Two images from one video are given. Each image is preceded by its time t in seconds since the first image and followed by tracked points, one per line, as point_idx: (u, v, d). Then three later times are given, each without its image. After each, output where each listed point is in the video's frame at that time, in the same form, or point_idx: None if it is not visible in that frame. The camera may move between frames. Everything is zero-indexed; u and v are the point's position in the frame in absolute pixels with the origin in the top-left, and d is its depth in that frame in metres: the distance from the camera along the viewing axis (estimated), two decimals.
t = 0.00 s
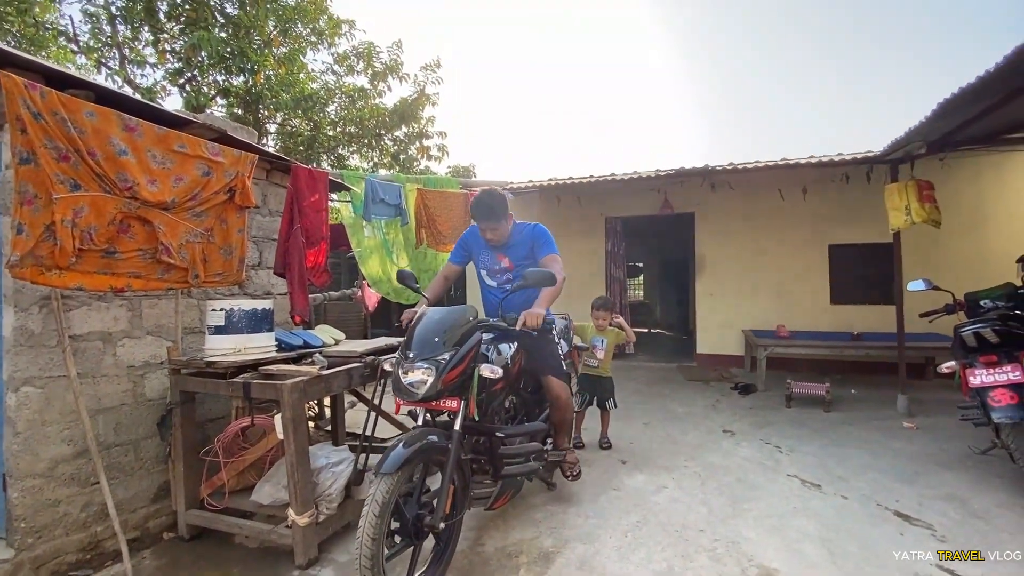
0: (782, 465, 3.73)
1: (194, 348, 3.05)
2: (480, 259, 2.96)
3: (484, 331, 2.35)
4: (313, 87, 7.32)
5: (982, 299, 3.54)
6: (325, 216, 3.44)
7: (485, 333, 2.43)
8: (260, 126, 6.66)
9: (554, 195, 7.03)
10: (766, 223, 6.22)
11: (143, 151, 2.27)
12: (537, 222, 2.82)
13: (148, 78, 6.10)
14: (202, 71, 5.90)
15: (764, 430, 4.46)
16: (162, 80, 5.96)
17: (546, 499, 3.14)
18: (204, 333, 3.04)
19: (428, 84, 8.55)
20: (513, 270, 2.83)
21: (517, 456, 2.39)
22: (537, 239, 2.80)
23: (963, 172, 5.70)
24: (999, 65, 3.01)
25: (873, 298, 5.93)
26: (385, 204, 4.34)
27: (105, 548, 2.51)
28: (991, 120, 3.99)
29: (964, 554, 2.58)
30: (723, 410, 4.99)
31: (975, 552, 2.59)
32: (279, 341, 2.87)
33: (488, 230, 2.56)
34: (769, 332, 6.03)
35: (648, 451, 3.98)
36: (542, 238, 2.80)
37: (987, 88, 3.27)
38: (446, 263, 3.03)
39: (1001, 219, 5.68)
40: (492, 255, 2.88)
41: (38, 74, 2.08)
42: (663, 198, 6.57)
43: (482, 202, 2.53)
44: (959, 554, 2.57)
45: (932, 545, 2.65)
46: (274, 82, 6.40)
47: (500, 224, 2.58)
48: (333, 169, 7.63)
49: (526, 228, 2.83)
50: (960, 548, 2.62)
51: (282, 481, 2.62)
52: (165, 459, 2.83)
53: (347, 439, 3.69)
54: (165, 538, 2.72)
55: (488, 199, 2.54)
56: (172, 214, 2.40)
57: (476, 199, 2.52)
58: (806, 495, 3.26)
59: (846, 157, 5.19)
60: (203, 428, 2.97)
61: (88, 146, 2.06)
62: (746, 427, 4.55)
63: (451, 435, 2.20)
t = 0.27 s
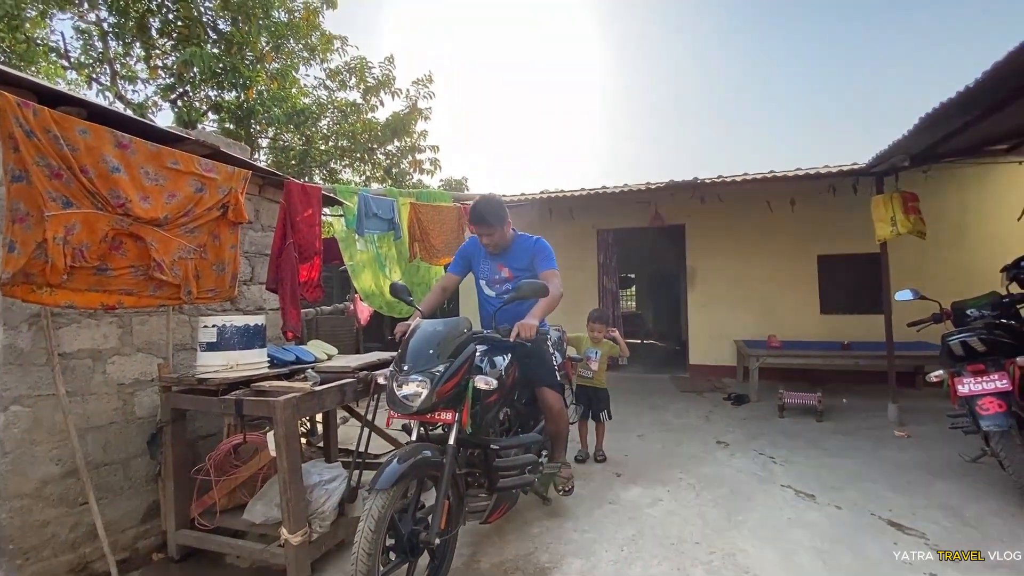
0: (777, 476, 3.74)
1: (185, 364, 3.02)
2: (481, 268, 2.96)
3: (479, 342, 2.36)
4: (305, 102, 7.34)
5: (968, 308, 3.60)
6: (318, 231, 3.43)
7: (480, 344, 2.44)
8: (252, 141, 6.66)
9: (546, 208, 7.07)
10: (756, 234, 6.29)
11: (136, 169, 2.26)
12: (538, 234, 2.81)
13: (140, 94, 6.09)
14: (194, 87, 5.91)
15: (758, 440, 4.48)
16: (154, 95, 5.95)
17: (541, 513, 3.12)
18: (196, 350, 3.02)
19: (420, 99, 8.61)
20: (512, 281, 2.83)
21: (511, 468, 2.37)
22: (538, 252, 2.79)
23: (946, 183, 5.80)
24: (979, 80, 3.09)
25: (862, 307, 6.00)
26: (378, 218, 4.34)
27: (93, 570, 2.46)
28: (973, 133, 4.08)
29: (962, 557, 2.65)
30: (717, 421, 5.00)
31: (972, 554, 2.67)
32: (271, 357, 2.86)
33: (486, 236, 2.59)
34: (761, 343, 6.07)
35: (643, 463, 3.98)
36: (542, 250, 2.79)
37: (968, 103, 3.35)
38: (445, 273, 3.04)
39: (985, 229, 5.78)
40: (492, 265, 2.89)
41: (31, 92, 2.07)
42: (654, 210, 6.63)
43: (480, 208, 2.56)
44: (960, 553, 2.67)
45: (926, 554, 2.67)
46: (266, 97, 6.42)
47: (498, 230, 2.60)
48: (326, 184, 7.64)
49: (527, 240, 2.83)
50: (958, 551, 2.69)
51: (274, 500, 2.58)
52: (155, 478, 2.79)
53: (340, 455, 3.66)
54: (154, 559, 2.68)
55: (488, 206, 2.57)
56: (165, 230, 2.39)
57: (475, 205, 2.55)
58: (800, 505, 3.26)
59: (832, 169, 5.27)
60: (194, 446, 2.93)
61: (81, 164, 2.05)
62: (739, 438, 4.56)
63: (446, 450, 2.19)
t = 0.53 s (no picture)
0: (771, 479, 3.75)
1: (177, 373, 2.99)
2: (481, 270, 2.97)
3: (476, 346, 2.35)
4: (297, 109, 7.35)
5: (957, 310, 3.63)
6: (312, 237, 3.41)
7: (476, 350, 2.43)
8: (244, 148, 6.61)
9: (540, 214, 7.09)
10: (748, 239, 6.33)
11: (128, 176, 2.25)
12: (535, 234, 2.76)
13: (131, 101, 6.07)
14: (186, 94, 5.89)
15: (752, 444, 4.49)
16: (145, 103, 5.93)
17: (537, 520, 3.11)
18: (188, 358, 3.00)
19: (413, 106, 8.63)
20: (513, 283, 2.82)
21: (507, 473, 2.36)
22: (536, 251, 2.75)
23: (934, 188, 5.87)
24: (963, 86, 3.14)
25: (853, 311, 6.05)
26: (372, 225, 4.34)
27: None
28: (958, 139, 4.14)
29: (959, 555, 2.69)
30: (711, 425, 5.02)
31: (970, 554, 2.70)
32: (264, 365, 2.85)
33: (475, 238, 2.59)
34: (754, 347, 6.10)
35: (638, 468, 3.98)
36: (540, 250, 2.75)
37: (953, 108, 3.40)
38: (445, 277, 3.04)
39: (972, 232, 5.85)
40: (491, 266, 2.88)
41: (23, 100, 2.06)
42: (646, 216, 6.68)
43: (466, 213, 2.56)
44: (959, 552, 2.71)
45: (920, 555, 2.68)
46: (259, 105, 6.41)
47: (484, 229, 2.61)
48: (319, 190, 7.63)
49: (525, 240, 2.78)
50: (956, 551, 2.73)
51: (268, 510, 2.55)
52: (146, 488, 2.75)
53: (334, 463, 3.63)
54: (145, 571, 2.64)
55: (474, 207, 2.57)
56: (158, 238, 2.38)
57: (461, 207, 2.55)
58: (795, 508, 3.28)
59: (821, 174, 5.33)
60: (186, 455, 2.90)
61: (72, 171, 2.04)
62: (734, 442, 4.57)
63: (443, 456, 2.17)
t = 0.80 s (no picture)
0: (768, 477, 3.76)
1: (173, 375, 2.98)
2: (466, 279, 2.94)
3: (472, 346, 2.35)
4: (292, 110, 7.32)
5: (952, 308, 3.65)
6: (308, 238, 3.42)
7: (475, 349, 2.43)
8: (240, 149, 6.60)
9: (536, 214, 7.09)
10: (743, 238, 6.35)
11: (122, 177, 2.23)
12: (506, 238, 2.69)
13: (125, 102, 6.04)
14: (180, 95, 5.86)
15: (748, 442, 4.50)
16: (139, 103, 5.90)
17: (535, 519, 3.11)
18: (183, 359, 2.98)
19: (409, 106, 8.61)
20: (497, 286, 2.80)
21: (505, 473, 2.35)
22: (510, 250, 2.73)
23: (927, 186, 5.90)
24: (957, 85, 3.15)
25: (848, 309, 6.08)
26: (368, 226, 4.29)
27: None
28: (952, 137, 4.16)
29: (962, 554, 2.67)
30: (708, 424, 5.03)
31: (970, 550, 2.69)
32: (260, 366, 2.84)
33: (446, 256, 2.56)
34: (750, 345, 6.12)
35: (635, 467, 3.98)
36: (515, 254, 2.69)
37: (947, 107, 3.41)
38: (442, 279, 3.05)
39: (966, 230, 5.88)
40: (472, 275, 2.85)
41: (15, 101, 2.05)
42: (642, 215, 6.68)
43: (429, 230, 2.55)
44: (958, 550, 2.70)
45: (916, 552, 2.69)
46: (254, 105, 6.39)
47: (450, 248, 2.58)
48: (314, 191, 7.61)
49: (497, 245, 2.72)
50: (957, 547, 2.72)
51: (264, 511, 2.54)
52: (141, 491, 2.74)
53: (331, 464, 3.62)
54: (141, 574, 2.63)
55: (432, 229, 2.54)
56: (152, 239, 2.36)
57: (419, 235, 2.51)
58: (791, 506, 3.28)
59: (816, 173, 5.34)
60: (182, 457, 2.89)
61: (66, 172, 2.02)
62: (730, 440, 4.58)
63: (440, 457, 2.17)
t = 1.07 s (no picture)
0: (767, 470, 3.77)
1: (172, 369, 2.98)
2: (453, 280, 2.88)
3: (472, 340, 2.35)
4: (291, 104, 7.30)
5: (951, 301, 3.64)
6: (307, 232, 3.41)
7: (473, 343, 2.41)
8: (239, 144, 6.59)
9: (535, 208, 7.07)
10: (744, 232, 6.34)
11: (119, 170, 2.22)
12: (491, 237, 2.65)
13: (123, 96, 6.01)
14: (178, 88, 5.84)
15: (748, 436, 4.51)
16: (137, 97, 5.88)
17: (534, 512, 3.12)
18: (183, 354, 2.98)
19: (408, 100, 8.59)
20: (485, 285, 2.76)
21: (505, 466, 2.36)
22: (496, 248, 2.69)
23: (928, 180, 5.89)
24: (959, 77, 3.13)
25: (847, 303, 6.08)
26: (368, 220, 4.29)
27: None
28: (954, 130, 4.15)
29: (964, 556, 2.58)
30: (707, 417, 5.03)
31: (972, 553, 2.60)
32: (260, 360, 2.83)
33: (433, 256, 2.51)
34: (750, 339, 6.12)
35: (635, 461, 3.99)
36: (500, 252, 2.66)
37: (949, 99, 3.40)
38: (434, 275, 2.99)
39: (966, 224, 5.87)
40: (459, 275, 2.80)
41: (11, 93, 2.04)
42: (642, 210, 6.67)
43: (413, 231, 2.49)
44: (961, 554, 2.59)
45: (915, 545, 2.70)
46: (252, 99, 6.37)
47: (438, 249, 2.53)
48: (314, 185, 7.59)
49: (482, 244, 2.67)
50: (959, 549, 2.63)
51: (265, 505, 2.54)
52: (141, 485, 2.74)
53: (331, 458, 3.63)
54: (142, 567, 2.63)
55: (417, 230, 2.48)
56: (151, 233, 2.36)
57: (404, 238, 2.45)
58: (791, 499, 3.29)
59: (817, 167, 5.33)
60: (182, 451, 2.89)
61: (63, 165, 2.01)
62: (730, 433, 4.59)
63: (440, 450, 2.17)
